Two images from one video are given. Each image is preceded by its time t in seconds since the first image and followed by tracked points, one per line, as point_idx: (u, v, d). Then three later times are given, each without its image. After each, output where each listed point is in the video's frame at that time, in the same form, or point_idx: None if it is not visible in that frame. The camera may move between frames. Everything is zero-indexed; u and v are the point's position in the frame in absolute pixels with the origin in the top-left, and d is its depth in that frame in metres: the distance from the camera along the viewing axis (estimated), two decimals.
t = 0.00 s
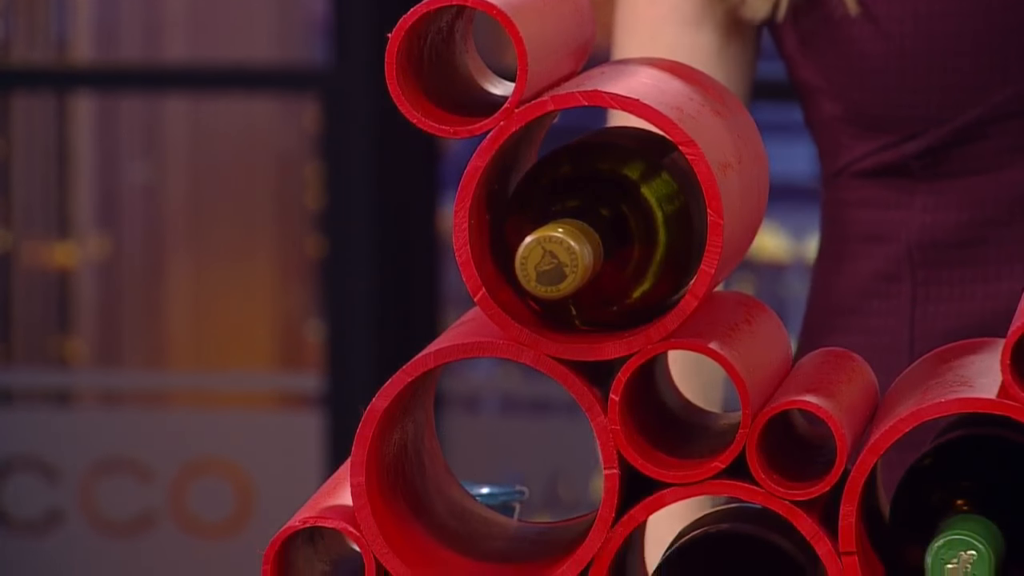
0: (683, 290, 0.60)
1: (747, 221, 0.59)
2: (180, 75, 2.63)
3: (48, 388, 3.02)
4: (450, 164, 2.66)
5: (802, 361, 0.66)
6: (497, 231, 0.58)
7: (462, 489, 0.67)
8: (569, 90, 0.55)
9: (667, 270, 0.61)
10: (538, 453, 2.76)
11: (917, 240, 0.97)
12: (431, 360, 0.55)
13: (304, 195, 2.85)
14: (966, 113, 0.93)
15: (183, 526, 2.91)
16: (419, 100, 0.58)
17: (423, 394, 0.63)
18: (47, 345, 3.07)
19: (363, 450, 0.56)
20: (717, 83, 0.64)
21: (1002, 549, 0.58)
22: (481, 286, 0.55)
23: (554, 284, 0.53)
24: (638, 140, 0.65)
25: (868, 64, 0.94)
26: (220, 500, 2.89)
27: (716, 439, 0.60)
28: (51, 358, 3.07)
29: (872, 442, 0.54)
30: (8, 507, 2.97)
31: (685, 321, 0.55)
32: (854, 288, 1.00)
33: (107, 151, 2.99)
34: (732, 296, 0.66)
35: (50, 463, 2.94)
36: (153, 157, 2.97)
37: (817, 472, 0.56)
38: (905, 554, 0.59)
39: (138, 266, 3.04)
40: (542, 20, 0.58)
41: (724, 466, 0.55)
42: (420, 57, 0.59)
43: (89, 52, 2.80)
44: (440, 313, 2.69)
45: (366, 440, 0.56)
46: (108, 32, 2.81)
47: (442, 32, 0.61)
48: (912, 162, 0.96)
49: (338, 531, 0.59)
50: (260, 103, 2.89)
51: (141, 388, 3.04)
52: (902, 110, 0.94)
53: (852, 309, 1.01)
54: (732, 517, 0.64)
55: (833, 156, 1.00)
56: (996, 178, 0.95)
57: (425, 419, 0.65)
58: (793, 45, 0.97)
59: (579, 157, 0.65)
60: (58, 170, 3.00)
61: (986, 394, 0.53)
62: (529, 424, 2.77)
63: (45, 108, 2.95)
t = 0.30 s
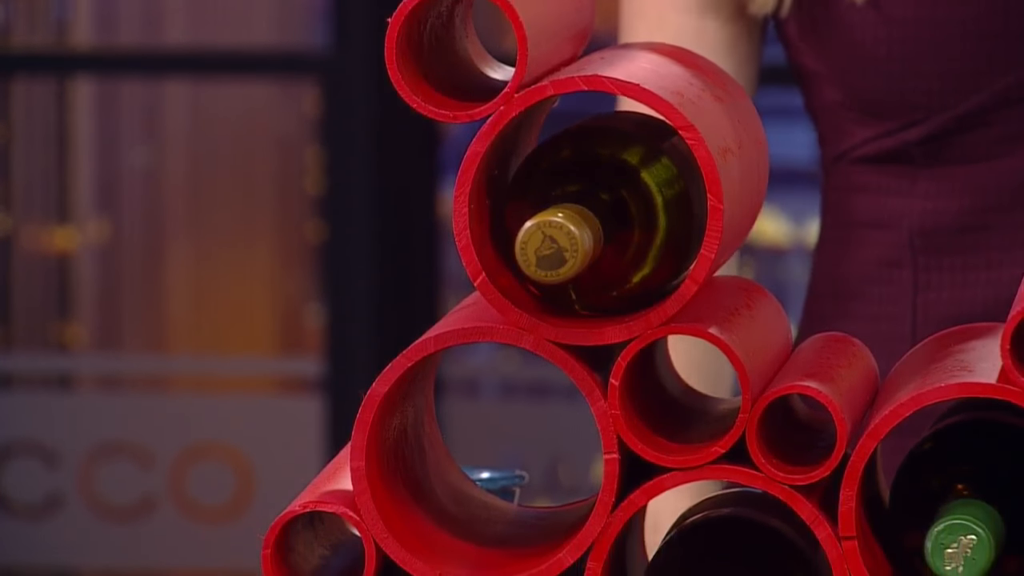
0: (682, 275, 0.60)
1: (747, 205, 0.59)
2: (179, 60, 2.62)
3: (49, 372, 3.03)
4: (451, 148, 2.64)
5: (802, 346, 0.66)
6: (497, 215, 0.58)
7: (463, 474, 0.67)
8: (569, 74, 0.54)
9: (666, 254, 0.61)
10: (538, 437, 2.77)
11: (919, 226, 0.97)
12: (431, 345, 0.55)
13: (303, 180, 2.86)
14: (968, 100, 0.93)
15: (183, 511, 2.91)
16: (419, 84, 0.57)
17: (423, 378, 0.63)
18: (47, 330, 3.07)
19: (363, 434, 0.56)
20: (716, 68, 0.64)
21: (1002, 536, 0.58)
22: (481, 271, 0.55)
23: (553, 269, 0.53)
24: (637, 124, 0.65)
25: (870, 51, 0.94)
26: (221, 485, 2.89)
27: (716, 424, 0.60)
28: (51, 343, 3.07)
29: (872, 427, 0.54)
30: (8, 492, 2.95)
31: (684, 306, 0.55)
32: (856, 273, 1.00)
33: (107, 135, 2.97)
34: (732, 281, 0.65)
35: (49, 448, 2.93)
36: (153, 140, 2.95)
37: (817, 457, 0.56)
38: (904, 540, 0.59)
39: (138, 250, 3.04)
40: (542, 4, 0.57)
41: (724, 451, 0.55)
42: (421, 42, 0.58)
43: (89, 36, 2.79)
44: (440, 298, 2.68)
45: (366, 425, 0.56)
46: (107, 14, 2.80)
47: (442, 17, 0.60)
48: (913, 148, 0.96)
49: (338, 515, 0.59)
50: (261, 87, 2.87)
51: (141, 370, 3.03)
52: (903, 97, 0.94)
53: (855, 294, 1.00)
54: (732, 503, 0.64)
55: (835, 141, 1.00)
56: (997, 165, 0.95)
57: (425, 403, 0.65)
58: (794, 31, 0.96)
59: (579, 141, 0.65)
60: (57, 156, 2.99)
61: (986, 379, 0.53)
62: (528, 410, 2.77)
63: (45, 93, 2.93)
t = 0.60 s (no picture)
0: (682, 259, 0.60)
1: (747, 189, 0.59)
2: (177, 44, 2.62)
3: (48, 355, 2.98)
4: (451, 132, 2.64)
5: (802, 329, 0.66)
6: (497, 199, 0.58)
7: (462, 458, 0.67)
8: (569, 58, 0.54)
9: (667, 239, 0.61)
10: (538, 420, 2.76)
11: (918, 210, 0.97)
12: (431, 328, 0.55)
13: (303, 164, 2.85)
14: (968, 83, 0.93)
15: (183, 494, 2.90)
16: (420, 69, 0.57)
17: (423, 362, 0.63)
18: (47, 314, 3.07)
19: (362, 418, 0.56)
20: (716, 52, 0.64)
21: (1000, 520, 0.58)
22: (481, 255, 0.55)
23: (553, 253, 0.53)
24: (638, 108, 0.64)
25: (869, 36, 0.93)
26: (221, 469, 2.87)
27: (716, 408, 0.60)
28: (51, 327, 3.06)
29: (873, 411, 0.54)
30: (8, 475, 2.93)
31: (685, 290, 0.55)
32: (857, 256, 1.00)
33: (107, 119, 2.99)
34: (732, 265, 0.65)
35: (50, 432, 2.92)
36: (152, 124, 2.97)
37: (817, 442, 0.56)
38: (903, 523, 0.60)
39: (137, 233, 3.06)
40: None
41: (725, 435, 0.55)
42: (421, 26, 0.58)
43: (89, 20, 2.79)
44: (440, 282, 2.68)
45: (366, 410, 0.56)
46: None
47: (442, 1, 0.60)
48: (913, 131, 0.96)
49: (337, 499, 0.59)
50: (262, 72, 2.88)
51: (140, 354, 3.02)
52: (903, 81, 0.94)
53: (855, 278, 1.00)
54: (732, 487, 0.65)
55: (834, 125, 0.99)
56: (996, 149, 0.95)
57: (425, 387, 0.65)
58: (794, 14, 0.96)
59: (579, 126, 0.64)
60: (57, 138, 2.98)
61: (985, 362, 0.53)
62: (526, 395, 2.78)
63: (45, 76, 2.94)
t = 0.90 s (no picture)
0: (682, 240, 0.60)
1: (747, 171, 0.59)
2: (179, 24, 2.61)
3: (48, 335, 3.00)
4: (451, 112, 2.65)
5: (802, 310, 0.66)
6: (497, 180, 0.58)
7: (462, 438, 0.68)
8: (569, 39, 0.54)
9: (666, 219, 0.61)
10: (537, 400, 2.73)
11: (920, 189, 0.97)
12: (432, 309, 0.55)
13: (303, 144, 2.89)
14: (969, 62, 0.93)
15: (183, 474, 2.87)
16: (419, 49, 0.57)
17: (423, 343, 0.63)
18: (46, 293, 3.05)
19: (363, 399, 0.56)
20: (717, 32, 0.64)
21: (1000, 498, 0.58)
22: (481, 236, 0.55)
23: (553, 233, 0.53)
24: (639, 89, 0.64)
25: (871, 13, 0.93)
26: (220, 448, 2.85)
27: (716, 389, 0.60)
28: (50, 306, 3.06)
29: (872, 391, 0.54)
30: (8, 455, 2.89)
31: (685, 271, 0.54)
32: (859, 237, 0.99)
33: (106, 98, 2.98)
34: (731, 246, 0.65)
35: (50, 412, 2.88)
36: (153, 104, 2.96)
37: (817, 423, 0.56)
38: (904, 505, 0.59)
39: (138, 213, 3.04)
40: None
41: (725, 415, 0.55)
42: (421, 6, 0.58)
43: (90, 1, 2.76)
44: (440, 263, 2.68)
45: (366, 390, 0.56)
46: None
47: None
48: (914, 109, 0.96)
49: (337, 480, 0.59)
50: (261, 53, 2.88)
51: (140, 334, 3.02)
52: (905, 59, 0.94)
53: (857, 258, 1.00)
54: (732, 468, 0.65)
55: (835, 103, 0.99)
56: (997, 128, 0.95)
57: (425, 368, 0.65)
58: None
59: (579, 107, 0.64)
60: (57, 117, 2.97)
61: (985, 343, 0.53)
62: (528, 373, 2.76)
63: (45, 56, 2.94)
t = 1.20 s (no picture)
0: (682, 221, 0.60)
1: (746, 151, 0.58)
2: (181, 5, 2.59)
3: (48, 316, 2.95)
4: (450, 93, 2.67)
5: (801, 291, 0.66)
6: (496, 161, 0.58)
7: (461, 419, 0.68)
8: (569, 19, 0.54)
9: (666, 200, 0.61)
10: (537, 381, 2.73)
11: (924, 168, 0.97)
12: (432, 290, 0.55)
13: (303, 124, 2.87)
14: (971, 39, 0.93)
15: (184, 455, 2.82)
16: (418, 29, 0.57)
17: (423, 324, 0.63)
18: (47, 274, 3.04)
19: (362, 379, 0.56)
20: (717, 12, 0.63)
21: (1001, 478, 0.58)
22: (481, 217, 0.55)
23: (553, 214, 0.53)
24: (639, 69, 0.64)
25: None
26: (219, 428, 2.80)
27: (715, 370, 0.60)
28: (51, 286, 3.03)
29: (872, 372, 0.54)
30: (8, 437, 2.85)
31: (685, 252, 0.54)
32: (863, 216, 0.99)
33: (106, 78, 2.97)
34: (731, 226, 0.65)
35: (51, 392, 2.84)
36: (152, 84, 2.95)
37: (817, 403, 0.56)
38: (905, 486, 0.59)
39: (138, 191, 3.04)
40: None
41: (725, 396, 0.55)
42: None
43: None
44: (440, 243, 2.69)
45: (366, 370, 0.56)
46: None
47: None
48: (917, 87, 0.95)
49: (337, 460, 0.59)
50: (260, 32, 2.87)
51: (139, 313, 2.99)
52: (907, 36, 0.94)
53: (860, 238, 0.99)
54: (732, 449, 0.65)
55: (837, 81, 0.99)
56: (1001, 105, 0.94)
57: (425, 348, 0.65)
58: None
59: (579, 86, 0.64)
60: (57, 96, 2.97)
61: (985, 324, 0.53)
62: (526, 354, 2.75)
63: (46, 35, 2.92)
